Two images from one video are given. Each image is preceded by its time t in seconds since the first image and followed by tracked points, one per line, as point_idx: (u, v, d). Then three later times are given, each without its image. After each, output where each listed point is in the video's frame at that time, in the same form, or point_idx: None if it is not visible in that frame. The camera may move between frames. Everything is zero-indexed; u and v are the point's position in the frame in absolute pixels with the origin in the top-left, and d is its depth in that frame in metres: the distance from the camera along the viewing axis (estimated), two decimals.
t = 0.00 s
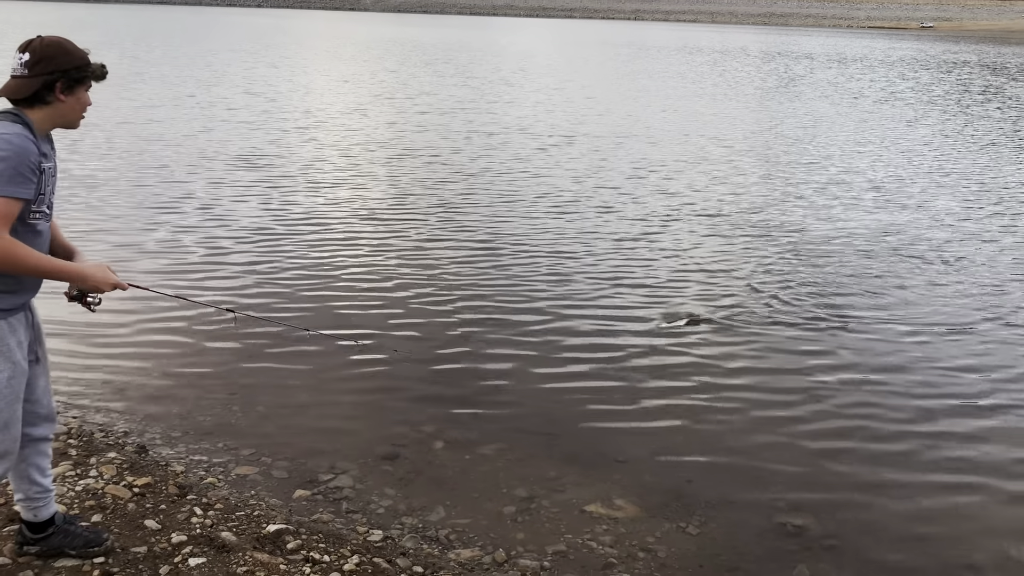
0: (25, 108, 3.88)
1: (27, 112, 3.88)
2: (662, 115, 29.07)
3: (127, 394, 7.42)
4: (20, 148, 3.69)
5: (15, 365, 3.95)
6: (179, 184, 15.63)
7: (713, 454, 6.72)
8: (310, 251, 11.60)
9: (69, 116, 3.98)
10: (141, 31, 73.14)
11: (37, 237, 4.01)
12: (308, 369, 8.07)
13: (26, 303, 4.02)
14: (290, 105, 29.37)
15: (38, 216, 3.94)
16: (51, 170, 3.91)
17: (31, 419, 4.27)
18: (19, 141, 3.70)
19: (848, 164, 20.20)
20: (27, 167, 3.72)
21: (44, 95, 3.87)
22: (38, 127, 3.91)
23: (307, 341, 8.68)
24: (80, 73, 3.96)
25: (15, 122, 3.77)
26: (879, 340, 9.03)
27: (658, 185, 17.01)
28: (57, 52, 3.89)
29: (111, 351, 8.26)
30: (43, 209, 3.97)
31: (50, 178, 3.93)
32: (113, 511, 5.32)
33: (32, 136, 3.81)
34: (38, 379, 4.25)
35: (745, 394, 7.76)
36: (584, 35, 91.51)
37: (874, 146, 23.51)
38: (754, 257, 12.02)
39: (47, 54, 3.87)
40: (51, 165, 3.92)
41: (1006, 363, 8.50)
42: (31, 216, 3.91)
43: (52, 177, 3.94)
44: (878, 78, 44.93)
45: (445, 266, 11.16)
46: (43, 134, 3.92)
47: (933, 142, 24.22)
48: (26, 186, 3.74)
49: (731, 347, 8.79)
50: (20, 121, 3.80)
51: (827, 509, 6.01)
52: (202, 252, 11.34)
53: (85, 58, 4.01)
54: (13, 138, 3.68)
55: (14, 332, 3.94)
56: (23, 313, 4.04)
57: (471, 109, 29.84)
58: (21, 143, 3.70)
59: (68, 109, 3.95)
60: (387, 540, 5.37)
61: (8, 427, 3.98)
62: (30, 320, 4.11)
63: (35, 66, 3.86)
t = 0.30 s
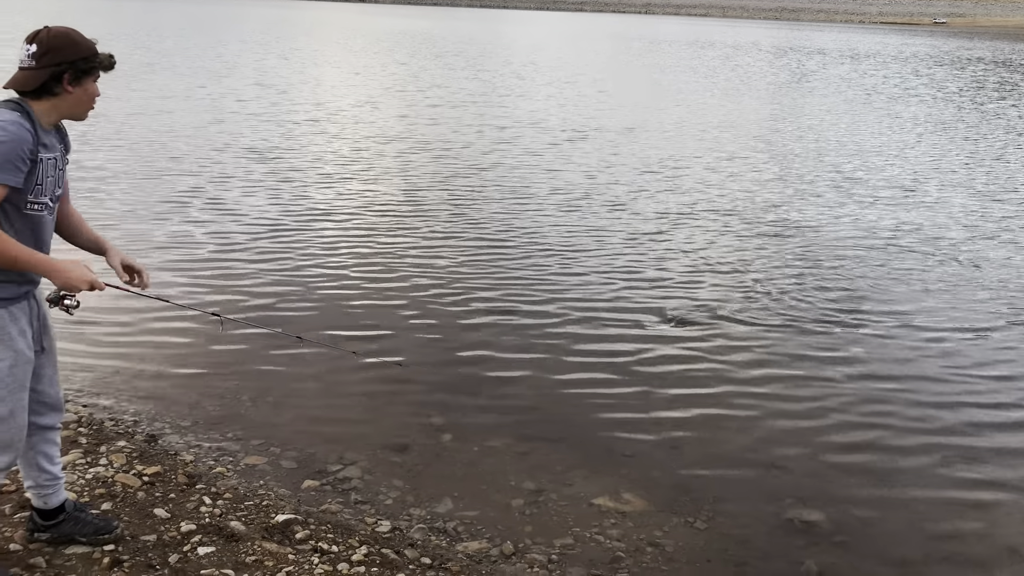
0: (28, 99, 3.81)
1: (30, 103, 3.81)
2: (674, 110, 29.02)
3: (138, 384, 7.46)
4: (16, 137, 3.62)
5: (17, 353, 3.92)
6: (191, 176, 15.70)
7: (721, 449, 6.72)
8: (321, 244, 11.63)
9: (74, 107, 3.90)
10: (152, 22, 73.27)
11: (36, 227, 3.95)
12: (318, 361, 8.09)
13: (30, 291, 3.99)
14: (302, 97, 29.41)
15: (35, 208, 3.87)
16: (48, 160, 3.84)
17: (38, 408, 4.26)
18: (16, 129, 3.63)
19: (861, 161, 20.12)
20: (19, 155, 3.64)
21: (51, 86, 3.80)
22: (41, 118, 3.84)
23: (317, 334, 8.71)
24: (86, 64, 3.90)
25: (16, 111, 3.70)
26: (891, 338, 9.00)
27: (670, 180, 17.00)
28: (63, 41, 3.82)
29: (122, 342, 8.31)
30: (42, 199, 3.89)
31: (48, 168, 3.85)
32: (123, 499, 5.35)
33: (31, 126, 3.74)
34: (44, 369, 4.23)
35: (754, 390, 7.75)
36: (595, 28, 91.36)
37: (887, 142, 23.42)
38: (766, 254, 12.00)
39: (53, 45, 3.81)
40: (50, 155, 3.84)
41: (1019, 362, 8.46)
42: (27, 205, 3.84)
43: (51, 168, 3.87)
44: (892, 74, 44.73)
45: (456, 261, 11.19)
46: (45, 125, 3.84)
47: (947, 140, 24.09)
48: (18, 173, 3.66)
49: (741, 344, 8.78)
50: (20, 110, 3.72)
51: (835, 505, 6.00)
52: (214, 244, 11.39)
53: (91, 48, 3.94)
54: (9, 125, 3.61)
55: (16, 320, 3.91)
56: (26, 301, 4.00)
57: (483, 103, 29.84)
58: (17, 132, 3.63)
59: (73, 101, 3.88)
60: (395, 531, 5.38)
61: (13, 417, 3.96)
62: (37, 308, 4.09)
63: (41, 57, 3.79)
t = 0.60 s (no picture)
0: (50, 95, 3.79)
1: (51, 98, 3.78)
2: (693, 106, 28.89)
3: (156, 373, 7.51)
4: (24, 126, 3.58)
5: (35, 341, 3.93)
6: (210, 168, 15.77)
7: (737, 445, 6.70)
8: (339, 239, 11.65)
9: (95, 105, 3.86)
10: (172, 13, 73.63)
11: (45, 221, 3.90)
12: (335, 354, 8.11)
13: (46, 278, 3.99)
14: (321, 90, 29.49)
15: (44, 202, 3.82)
16: (61, 156, 3.80)
17: (60, 395, 4.29)
18: (26, 119, 3.60)
19: (882, 159, 19.96)
20: (22, 141, 3.58)
21: (77, 84, 3.77)
22: (60, 114, 3.80)
23: (335, 327, 8.74)
24: (111, 63, 3.86)
25: (32, 104, 3.68)
26: (911, 338, 8.93)
27: (689, 176, 16.93)
28: (90, 39, 3.80)
29: (142, 331, 8.36)
30: (52, 193, 3.82)
31: (61, 163, 3.80)
32: (142, 488, 5.39)
33: (45, 119, 3.70)
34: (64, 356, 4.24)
35: (772, 387, 7.72)
36: (613, 22, 91.10)
37: (909, 139, 23.21)
38: (785, 252, 11.93)
39: (81, 43, 3.78)
40: (61, 150, 3.79)
41: None
42: (34, 197, 3.77)
43: (64, 163, 3.82)
44: (915, 70, 44.33)
45: (474, 256, 11.19)
46: (63, 120, 3.80)
47: (970, 138, 23.86)
48: (20, 161, 3.62)
49: (759, 341, 8.75)
50: (35, 102, 3.70)
51: (852, 502, 5.97)
52: (233, 237, 11.44)
53: (119, 49, 3.91)
54: (17, 115, 3.58)
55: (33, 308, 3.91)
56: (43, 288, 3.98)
57: (501, 96, 29.79)
58: (26, 121, 3.60)
59: (94, 98, 3.83)
60: (412, 522, 5.40)
61: (32, 405, 3.98)
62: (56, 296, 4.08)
63: (69, 56, 3.77)
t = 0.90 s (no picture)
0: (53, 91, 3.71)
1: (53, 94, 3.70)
2: (717, 102, 28.76)
3: (178, 364, 7.57)
4: (8, 116, 3.49)
5: (34, 339, 3.86)
6: (235, 163, 15.88)
7: (758, 443, 6.67)
8: (361, 235, 11.68)
9: (99, 105, 3.75)
10: (196, 7, 74.08)
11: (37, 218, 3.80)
12: (355, 347, 8.15)
13: (48, 273, 3.90)
14: (345, 84, 29.59)
15: (33, 197, 3.72)
16: (55, 153, 3.69)
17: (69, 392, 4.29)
18: (12, 109, 3.52)
19: (907, 157, 19.79)
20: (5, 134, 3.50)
21: (83, 83, 3.67)
22: (60, 111, 3.70)
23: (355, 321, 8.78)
24: (118, 64, 3.77)
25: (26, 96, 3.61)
26: (936, 338, 8.84)
27: (712, 174, 16.85)
28: (100, 38, 3.72)
29: (165, 323, 8.45)
30: (42, 190, 3.73)
31: (53, 160, 3.69)
32: (163, 478, 5.43)
33: (37, 114, 3.61)
34: (76, 347, 4.20)
35: (793, 386, 7.69)
36: (635, 17, 90.80)
37: (936, 138, 22.97)
38: (809, 252, 11.85)
39: (89, 42, 3.71)
40: (53, 147, 3.68)
41: None
42: (21, 192, 3.67)
43: (58, 161, 3.71)
44: (942, 67, 43.83)
45: (495, 252, 11.20)
46: (61, 117, 3.69)
47: (997, 136, 23.60)
48: None
49: (781, 340, 8.71)
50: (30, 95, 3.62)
51: (872, 501, 5.93)
52: (256, 233, 11.53)
53: (131, 52, 3.84)
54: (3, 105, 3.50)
55: (31, 306, 3.84)
56: (50, 283, 3.91)
57: (523, 92, 29.76)
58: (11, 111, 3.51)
59: (98, 97, 3.73)
60: (430, 516, 5.42)
61: (33, 401, 3.95)
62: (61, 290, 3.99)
63: (77, 54, 3.69)
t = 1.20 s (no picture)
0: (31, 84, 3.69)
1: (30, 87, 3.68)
2: (739, 100, 28.61)
3: (198, 357, 7.61)
4: None
5: (21, 343, 3.81)
6: (256, 158, 15.96)
7: (778, 443, 6.62)
8: (380, 232, 11.69)
9: (77, 101, 3.71)
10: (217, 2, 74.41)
11: (18, 216, 3.74)
12: (375, 342, 8.17)
13: (35, 274, 3.84)
14: (366, 80, 29.65)
15: (7, 192, 3.64)
16: (25, 145, 3.62)
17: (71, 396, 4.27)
18: None
19: (931, 157, 19.60)
20: None
21: (61, 76, 3.63)
22: (37, 105, 3.66)
23: (374, 317, 8.80)
24: (98, 59, 3.72)
25: None
26: (959, 341, 8.75)
27: (733, 172, 16.77)
28: (80, 32, 3.69)
29: (185, 316, 8.50)
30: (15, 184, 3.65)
31: (25, 152, 3.62)
32: (183, 470, 5.46)
33: (6, 105, 3.58)
34: (78, 348, 4.14)
35: (814, 387, 7.63)
36: (657, 13, 90.43)
37: (961, 138, 22.74)
38: (831, 252, 11.76)
39: (69, 35, 3.67)
40: (23, 138, 3.62)
41: None
42: None
43: (31, 154, 3.64)
44: (968, 65, 43.37)
45: (515, 250, 11.19)
46: (36, 111, 3.66)
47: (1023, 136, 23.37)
48: None
49: (802, 340, 8.64)
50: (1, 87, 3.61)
51: (894, 503, 5.87)
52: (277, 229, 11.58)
53: (115, 48, 3.80)
54: None
55: (17, 308, 3.79)
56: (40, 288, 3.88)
57: (544, 88, 29.74)
58: None
59: (76, 92, 3.68)
60: (448, 512, 5.42)
61: (28, 403, 3.92)
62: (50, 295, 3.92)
63: (56, 47, 3.66)
